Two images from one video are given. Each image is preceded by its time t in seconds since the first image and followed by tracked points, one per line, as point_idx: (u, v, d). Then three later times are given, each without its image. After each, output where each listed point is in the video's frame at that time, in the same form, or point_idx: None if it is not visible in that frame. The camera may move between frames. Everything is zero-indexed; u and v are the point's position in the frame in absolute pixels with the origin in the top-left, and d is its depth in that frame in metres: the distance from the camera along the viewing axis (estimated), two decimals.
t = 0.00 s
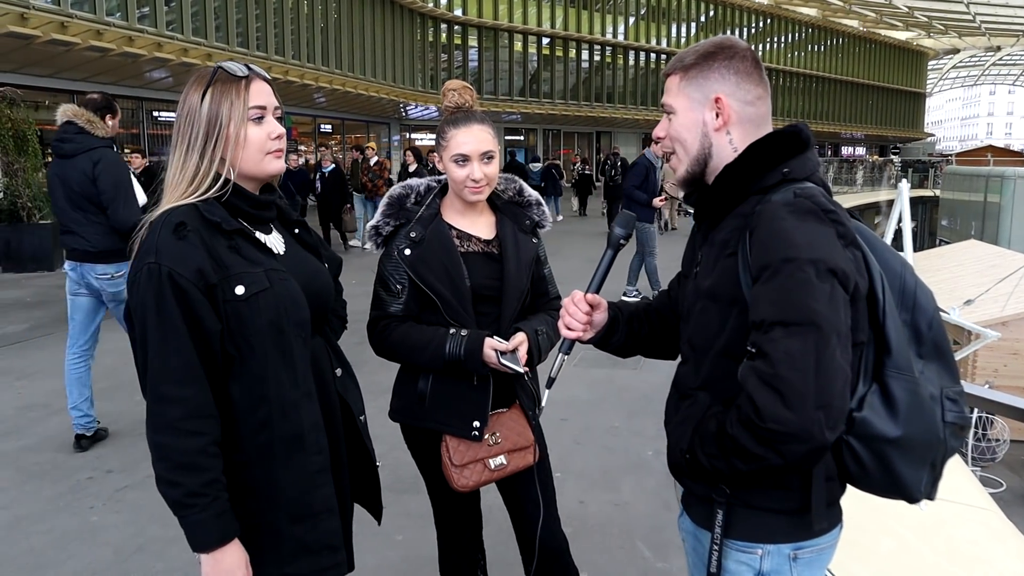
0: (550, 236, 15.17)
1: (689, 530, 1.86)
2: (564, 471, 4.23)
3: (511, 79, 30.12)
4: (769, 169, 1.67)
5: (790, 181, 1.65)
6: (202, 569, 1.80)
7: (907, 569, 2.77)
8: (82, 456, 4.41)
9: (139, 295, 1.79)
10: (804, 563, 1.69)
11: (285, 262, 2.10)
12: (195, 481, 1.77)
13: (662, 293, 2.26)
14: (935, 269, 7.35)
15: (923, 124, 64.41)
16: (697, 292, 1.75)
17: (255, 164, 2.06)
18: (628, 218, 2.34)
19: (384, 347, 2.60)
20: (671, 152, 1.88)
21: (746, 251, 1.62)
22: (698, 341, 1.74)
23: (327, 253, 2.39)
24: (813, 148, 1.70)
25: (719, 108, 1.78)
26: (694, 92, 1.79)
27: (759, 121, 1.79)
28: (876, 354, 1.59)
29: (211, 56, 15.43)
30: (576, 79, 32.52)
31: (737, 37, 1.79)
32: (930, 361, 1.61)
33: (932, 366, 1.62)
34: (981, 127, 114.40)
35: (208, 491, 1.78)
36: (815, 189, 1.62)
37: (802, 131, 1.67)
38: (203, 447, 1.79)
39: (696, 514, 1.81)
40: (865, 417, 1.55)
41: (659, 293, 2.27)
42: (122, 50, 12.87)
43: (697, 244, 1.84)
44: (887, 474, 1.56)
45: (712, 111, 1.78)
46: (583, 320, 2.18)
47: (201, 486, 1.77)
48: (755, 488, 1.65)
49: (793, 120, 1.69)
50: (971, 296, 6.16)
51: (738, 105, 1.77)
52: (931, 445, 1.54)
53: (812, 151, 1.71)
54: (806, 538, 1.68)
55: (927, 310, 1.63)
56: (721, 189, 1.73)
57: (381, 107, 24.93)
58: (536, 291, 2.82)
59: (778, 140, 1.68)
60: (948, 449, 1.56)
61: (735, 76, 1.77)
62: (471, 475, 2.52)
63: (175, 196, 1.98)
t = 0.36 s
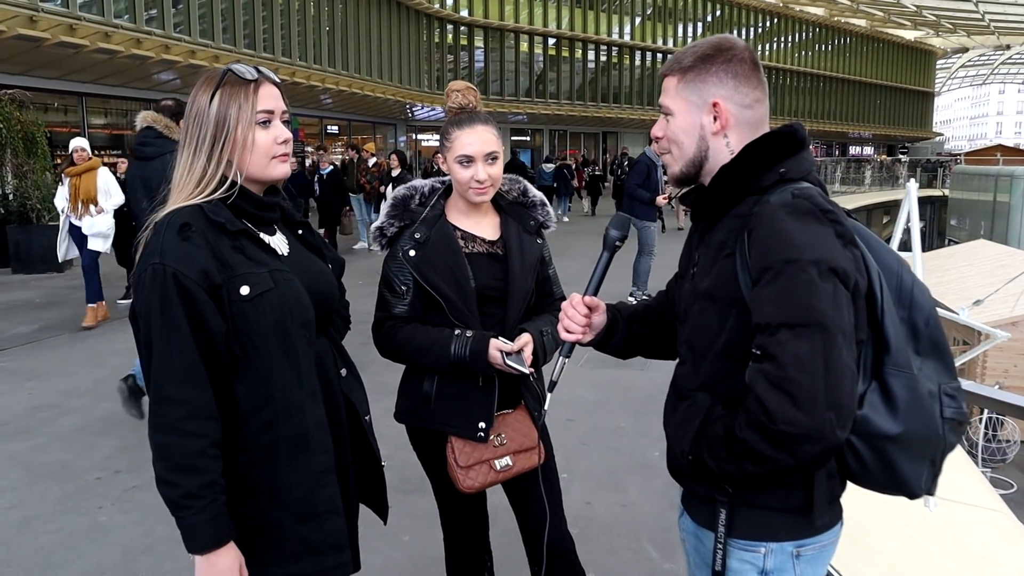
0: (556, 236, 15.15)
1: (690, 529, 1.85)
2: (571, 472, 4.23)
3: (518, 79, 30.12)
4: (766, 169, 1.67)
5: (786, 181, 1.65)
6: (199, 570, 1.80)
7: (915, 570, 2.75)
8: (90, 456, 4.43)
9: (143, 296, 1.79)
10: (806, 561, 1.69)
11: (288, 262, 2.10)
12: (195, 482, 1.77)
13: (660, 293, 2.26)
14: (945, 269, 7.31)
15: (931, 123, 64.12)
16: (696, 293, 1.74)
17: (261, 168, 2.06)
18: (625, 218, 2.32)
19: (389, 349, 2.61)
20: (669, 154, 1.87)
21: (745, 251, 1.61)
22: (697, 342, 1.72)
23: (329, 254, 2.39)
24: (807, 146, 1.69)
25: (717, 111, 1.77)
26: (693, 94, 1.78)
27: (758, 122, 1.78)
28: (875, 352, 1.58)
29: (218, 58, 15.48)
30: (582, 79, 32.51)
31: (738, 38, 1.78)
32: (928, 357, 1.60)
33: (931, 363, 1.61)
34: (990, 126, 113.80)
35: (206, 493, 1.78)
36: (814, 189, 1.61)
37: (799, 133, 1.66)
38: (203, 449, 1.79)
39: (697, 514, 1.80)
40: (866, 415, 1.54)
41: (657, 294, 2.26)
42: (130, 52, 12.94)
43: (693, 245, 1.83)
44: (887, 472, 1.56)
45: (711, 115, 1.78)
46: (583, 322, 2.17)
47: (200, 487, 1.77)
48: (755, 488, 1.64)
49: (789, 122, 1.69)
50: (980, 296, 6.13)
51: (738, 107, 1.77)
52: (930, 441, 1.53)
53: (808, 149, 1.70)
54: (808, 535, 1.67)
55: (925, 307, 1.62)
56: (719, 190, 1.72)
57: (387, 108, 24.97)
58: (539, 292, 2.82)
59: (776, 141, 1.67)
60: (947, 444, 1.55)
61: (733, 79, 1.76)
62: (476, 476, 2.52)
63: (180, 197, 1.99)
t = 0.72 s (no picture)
0: (559, 236, 15.14)
1: (684, 527, 1.84)
2: (573, 472, 4.23)
3: (520, 80, 30.13)
4: (771, 170, 1.67)
5: (788, 183, 1.66)
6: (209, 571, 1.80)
7: (921, 571, 2.74)
8: (93, 458, 4.44)
9: (148, 297, 1.79)
10: (802, 553, 1.70)
11: (291, 264, 2.11)
12: (203, 484, 1.77)
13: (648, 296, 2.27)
14: (949, 268, 7.30)
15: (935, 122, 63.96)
16: (696, 293, 1.73)
17: (263, 171, 2.07)
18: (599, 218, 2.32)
19: (393, 350, 2.61)
20: (670, 150, 1.88)
21: (751, 251, 1.61)
22: (697, 342, 1.72)
23: (330, 256, 2.40)
24: (802, 151, 1.69)
25: (720, 109, 1.78)
26: (697, 92, 1.79)
27: (760, 123, 1.79)
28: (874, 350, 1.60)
29: (221, 60, 15.47)
30: (585, 79, 32.51)
31: (741, 39, 1.79)
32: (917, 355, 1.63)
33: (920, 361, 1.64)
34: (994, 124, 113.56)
35: (214, 494, 1.78)
36: (818, 195, 1.61)
37: (796, 136, 1.68)
38: (210, 450, 1.79)
39: (692, 512, 1.79)
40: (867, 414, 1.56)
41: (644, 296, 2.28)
42: (133, 54, 12.96)
43: (694, 247, 1.82)
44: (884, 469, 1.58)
45: (714, 112, 1.79)
46: (566, 321, 2.15)
47: (208, 488, 1.77)
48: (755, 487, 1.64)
49: (782, 127, 1.70)
50: (983, 295, 6.13)
51: (740, 107, 1.77)
52: (919, 436, 1.55)
53: (803, 154, 1.70)
54: (803, 527, 1.68)
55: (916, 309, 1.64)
56: (722, 191, 1.72)
57: (390, 109, 24.97)
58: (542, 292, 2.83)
59: (777, 143, 1.68)
60: (933, 439, 1.57)
61: (739, 79, 1.77)
62: (479, 477, 2.53)
63: (183, 199, 1.99)
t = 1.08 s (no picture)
0: (555, 240, 15.15)
1: (680, 528, 1.83)
2: (570, 476, 4.22)
3: (515, 83, 30.18)
4: (771, 175, 1.71)
5: (790, 187, 1.71)
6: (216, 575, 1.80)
7: (920, 572, 2.74)
8: (88, 463, 4.42)
9: (147, 304, 1.78)
10: (801, 544, 1.74)
11: (286, 269, 2.10)
12: (210, 488, 1.76)
13: (607, 290, 2.29)
14: (944, 270, 7.32)
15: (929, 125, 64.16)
16: (701, 295, 1.73)
17: (258, 177, 2.06)
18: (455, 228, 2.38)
19: (388, 353, 2.60)
20: (666, 153, 1.88)
21: (763, 251, 1.63)
22: (702, 342, 1.71)
23: (325, 260, 2.39)
24: (799, 154, 1.76)
25: (720, 113, 1.79)
26: (696, 97, 1.80)
27: (755, 128, 1.81)
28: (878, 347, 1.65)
29: (216, 64, 15.44)
30: (580, 83, 32.57)
31: (736, 46, 1.82)
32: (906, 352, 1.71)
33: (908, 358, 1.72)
34: (988, 127, 113.98)
35: (224, 497, 1.78)
36: (823, 197, 1.69)
37: (791, 143, 1.72)
38: (214, 453, 1.78)
39: (691, 512, 1.78)
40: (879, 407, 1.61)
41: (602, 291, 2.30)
42: (129, 58, 12.96)
43: (693, 249, 1.82)
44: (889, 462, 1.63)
45: (714, 117, 1.80)
46: (491, 320, 2.15)
47: (217, 491, 1.77)
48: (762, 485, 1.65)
49: (774, 132, 1.73)
50: (979, 298, 6.15)
51: (739, 112, 1.79)
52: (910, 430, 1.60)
53: (799, 160, 1.75)
54: (804, 519, 1.72)
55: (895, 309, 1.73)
56: (723, 195, 1.72)
57: (385, 113, 24.98)
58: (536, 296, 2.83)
59: (772, 151, 1.71)
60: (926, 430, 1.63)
61: (737, 85, 1.79)
62: (475, 480, 2.52)
63: (178, 204, 1.98)
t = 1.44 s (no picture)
0: (548, 241, 15.17)
1: (671, 530, 1.82)
2: (563, 477, 4.22)
3: (508, 85, 30.21)
4: (768, 179, 1.73)
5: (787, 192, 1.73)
6: None
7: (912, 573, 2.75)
8: (79, 467, 4.40)
9: (140, 308, 1.77)
10: (794, 539, 1.77)
11: (280, 272, 2.10)
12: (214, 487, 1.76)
13: (582, 287, 2.29)
14: (935, 272, 7.36)
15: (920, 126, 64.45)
16: (700, 296, 1.73)
17: (249, 178, 2.06)
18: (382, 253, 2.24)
19: (379, 354, 2.59)
20: (658, 155, 1.88)
21: (766, 253, 1.65)
22: (702, 343, 1.71)
23: (319, 262, 2.38)
24: (792, 157, 1.78)
25: (715, 115, 1.80)
26: (690, 98, 1.80)
27: (749, 129, 1.83)
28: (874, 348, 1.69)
29: (208, 66, 15.39)
30: (572, 85, 32.62)
31: (728, 49, 1.83)
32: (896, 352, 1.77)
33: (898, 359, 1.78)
34: (978, 128, 114.63)
35: (231, 493, 1.78)
36: (823, 201, 1.71)
37: (782, 147, 1.74)
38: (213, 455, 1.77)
39: (685, 513, 1.77)
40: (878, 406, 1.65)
41: (575, 289, 2.29)
42: (119, 60, 12.91)
43: (688, 250, 1.81)
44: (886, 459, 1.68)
45: (708, 118, 1.81)
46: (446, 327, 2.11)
47: (222, 489, 1.77)
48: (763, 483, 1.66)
49: (768, 137, 1.76)
50: (969, 299, 6.19)
51: (732, 114, 1.81)
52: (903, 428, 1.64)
53: (791, 164, 1.79)
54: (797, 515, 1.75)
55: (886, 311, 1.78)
56: (723, 198, 1.71)
57: (378, 115, 24.95)
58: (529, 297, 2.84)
59: (766, 157, 1.73)
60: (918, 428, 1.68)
61: (731, 87, 1.80)
62: (465, 482, 2.51)
63: (170, 207, 1.96)
